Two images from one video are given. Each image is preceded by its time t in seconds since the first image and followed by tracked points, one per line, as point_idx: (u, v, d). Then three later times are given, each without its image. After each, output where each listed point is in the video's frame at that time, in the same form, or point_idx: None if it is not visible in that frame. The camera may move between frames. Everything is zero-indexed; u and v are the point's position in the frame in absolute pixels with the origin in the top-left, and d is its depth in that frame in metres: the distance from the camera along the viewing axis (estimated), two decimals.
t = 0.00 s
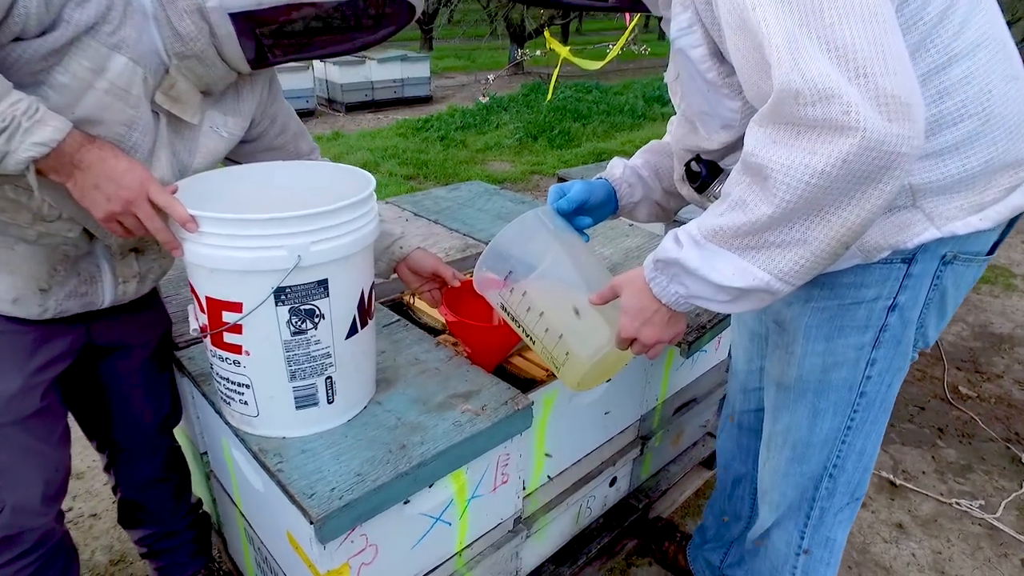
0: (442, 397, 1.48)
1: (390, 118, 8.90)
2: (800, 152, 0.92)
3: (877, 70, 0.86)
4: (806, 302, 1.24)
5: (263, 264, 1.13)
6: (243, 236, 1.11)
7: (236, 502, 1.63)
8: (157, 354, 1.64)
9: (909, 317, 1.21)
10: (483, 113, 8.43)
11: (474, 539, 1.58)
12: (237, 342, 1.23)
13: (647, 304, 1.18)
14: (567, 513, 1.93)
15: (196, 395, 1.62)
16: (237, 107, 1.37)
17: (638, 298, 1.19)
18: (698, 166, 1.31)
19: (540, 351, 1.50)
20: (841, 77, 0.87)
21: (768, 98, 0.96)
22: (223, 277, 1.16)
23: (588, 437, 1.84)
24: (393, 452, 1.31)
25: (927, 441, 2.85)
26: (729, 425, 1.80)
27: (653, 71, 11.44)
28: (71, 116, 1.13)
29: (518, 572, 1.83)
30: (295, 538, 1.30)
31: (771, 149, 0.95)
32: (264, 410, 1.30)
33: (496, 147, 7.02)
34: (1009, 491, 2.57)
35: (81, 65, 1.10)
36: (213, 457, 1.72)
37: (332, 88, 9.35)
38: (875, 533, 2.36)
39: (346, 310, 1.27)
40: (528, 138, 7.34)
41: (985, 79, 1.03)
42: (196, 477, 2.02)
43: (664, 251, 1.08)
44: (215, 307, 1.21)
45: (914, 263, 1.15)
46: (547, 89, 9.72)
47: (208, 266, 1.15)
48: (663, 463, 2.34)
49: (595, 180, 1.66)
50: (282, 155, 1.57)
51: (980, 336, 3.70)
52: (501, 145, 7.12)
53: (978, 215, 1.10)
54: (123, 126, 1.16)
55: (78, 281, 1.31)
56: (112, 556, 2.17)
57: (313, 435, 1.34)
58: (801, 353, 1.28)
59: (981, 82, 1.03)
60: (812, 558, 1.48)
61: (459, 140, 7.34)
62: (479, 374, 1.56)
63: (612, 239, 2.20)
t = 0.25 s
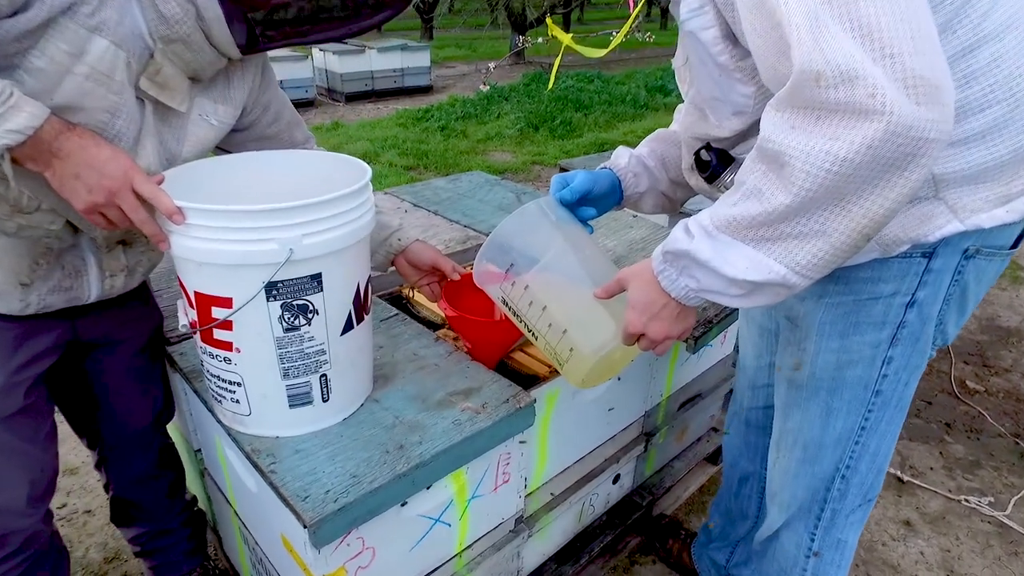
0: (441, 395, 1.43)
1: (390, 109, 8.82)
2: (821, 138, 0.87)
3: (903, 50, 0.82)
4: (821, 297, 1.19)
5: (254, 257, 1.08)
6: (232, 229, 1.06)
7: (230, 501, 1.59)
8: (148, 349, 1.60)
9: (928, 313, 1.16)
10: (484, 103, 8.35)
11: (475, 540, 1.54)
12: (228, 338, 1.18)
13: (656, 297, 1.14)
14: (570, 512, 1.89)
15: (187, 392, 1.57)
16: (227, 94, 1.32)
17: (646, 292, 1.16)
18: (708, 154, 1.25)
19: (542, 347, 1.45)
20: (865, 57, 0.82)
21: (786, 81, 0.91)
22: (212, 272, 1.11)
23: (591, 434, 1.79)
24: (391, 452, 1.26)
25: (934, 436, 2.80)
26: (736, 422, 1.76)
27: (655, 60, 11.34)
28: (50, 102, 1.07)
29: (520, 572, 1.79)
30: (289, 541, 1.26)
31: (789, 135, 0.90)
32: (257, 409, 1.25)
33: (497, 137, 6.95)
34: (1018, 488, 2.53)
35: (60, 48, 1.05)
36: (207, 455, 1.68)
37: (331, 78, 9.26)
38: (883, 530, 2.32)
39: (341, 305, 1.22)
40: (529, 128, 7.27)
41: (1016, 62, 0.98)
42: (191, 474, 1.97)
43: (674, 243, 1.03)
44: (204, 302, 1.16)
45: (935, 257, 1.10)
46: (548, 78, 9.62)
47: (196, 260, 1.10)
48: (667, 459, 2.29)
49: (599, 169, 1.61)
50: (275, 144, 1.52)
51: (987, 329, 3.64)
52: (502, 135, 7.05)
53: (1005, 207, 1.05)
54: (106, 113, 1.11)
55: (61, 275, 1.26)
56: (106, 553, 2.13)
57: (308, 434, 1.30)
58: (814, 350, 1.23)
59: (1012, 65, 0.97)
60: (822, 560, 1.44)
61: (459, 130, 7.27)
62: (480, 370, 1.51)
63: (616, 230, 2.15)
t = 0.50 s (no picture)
0: (442, 393, 1.38)
1: (390, 98, 8.74)
2: (851, 122, 0.82)
3: (940, 29, 0.78)
4: (839, 293, 1.14)
5: (244, 251, 1.03)
6: (221, 221, 1.01)
7: (225, 501, 1.54)
8: (140, 346, 1.55)
9: (954, 310, 1.11)
10: (485, 92, 8.26)
11: (477, 541, 1.49)
12: (219, 336, 1.13)
13: (668, 292, 1.10)
14: (574, 511, 1.84)
15: (179, 389, 1.52)
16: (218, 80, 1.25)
17: (658, 286, 1.11)
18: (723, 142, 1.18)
19: (547, 342, 1.40)
20: (899, 35, 0.78)
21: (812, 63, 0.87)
22: (200, 266, 1.06)
23: (596, 432, 1.74)
24: (390, 453, 1.21)
25: (944, 432, 2.75)
26: (745, 419, 1.73)
27: (658, 49, 11.23)
28: (28, 87, 1.01)
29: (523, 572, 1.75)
30: (285, 546, 1.21)
31: (816, 119, 0.85)
32: (250, 409, 1.20)
33: (498, 127, 6.88)
34: None
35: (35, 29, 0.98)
36: (201, 453, 1.63)
37: (331, 67, 9.17)
38: (892, 528, 2.27)
39: (337, 301, 1.16)
40: (530, 118, 7.19)
41: None
42: (185, 472, 1.93)
43: (689, 234, 0.99)
44: (193, 298, 1.11)
45: (962, 252, 1.05)
46: (549, 67, 9.52)
47: (183, 253, 1.05)
48: (673, 456, 2.25)
49: (606, 158, 1.55)
50: (269, 132, 1.46)
51: (997, 322, 3.59)
52: (503, 125, 6.97)
53: None
54: (86, 99, 1.05)
55: (44, 269, 1.20)
56: (100, 552, 2.09)
57: (304, 434, 1.25)
58: (832, 348, 1.18)
59: None
60: (836, 563, 1.41)
61: (460, 119, 7.19)
62: (482, 367, 1.46)
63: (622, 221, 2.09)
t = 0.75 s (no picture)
0: (444, 391, 1.33)
1: (390, 87, 8.65)
2: (888, 103, 0.79)
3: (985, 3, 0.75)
4: (861, 289, 1.10)
5: (234, 244, 0.97)
6: (209, 212, 0.95)
7: (220, 502, 1.50)
8: (132, 341, 1.50)
9: (984, 307, 1.06)
10: (486, 81, 8.17)
11: (480, 543, 1.45)
12: (209, 333, 1.08)
13: (682, 287, 1.05)
14: (579, 510, 1.80)
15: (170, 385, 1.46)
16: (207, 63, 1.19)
17: (670, 280, 1.05)
18: (740, 130, 1.13)
19: (552, 339, 1.34)
20: (942, 10, 0.76)
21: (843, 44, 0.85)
22: (188, 260, 1.01)
23: (602, 429, 1.69)
24: (389, 456, 1.16)
25: (954, 427, 2.71)
26: (756, 417, 1.70)
27: (660, 37, 11.11)
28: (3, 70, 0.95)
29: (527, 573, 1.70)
30: (280, 551, 1.16)
31: (847, 102, 0.82)
32: (244, 410, 1.15)
33: (500, 116, 6.80)
34: None
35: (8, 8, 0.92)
36: (195, 452, 1.58)
37: (330, 56, 9.07)
38: (902, 526, 2.23)
39: (333, 296, 1.11)
40: (532, 107, 7.11)
41: None
42: (180, 470, 1.88)
43: (705, 225, 0.94)
44: (182, 294, 1.05)
45: (994, 245, 1.01)
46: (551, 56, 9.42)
47: (169, 247, 0.99)
48: (679, 452, 2.20)
49: (613, 145, 1.49)
50: (263, 120, 1.40)
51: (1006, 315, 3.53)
52: (504, 114, 6.89)
53: None
54: (65, 83, 0.99)
55: (25, 264, 1.15)
56: (95, 550, 2.05)
57: (299, 435, 1.20)
58: (852, 346, 1.14)
59: None
60: (851, 568, 1.36)
61: (461, 108, 7.11)
62: (485, 364, 1.41)
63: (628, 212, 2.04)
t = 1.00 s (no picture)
0: (447, 387, 1.28)
1: (391, 76, 8.56)
2: (930, 81, 0.77)
3: None
4: (885, 284, 1.05)
5: (226, 236, 0.92)
6: (197, 203, 0.90)
7: (216, 502, 1.45)
8: (122, 336, 1.45)
9: (1015, 302, 1.03)
10: (487, 70, 8.08)
11: (484, 545, 1.40)
12: (201, 330, 1.02)
13: (699, 279, 0.99)
14: (585, 508, 1.75)
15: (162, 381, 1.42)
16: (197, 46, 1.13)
17: (686, 272, 1.00)
18: (760, 115, 1.07)
19: (560, 334, 1.29)
20: None
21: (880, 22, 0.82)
22: (177, 253, 0.95)
23: (609, 426, 1.64)
24: (390, 457, 1.11)
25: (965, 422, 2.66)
26: (769, 414, 1.66)
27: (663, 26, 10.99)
28: None
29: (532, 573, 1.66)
30: (277, 555, 1.12)
31: (885, 80, 0.79)
32: (238, 409, 1.10)
33: (501, 105, 6.72)
34: None
35: None
36: (190, 450, 1.53)
37: (330, 44, 8.97)
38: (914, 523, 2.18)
39: (331, 291, 1.05)
40: (534, 96, 7.03)
41: None
42: (176, 467, 1.83)
43: (724, 214, 0.90)
44: (172, 288, 1.00)
45: None
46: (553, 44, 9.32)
47: (157, 239, 0.94)
48: (686, 448, 2.15)
49: (624, 133, 1.45)
50: (258, 106, 1.34)
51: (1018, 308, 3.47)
52: (506, 103, 6.81)
53: None
54: (44, 63, 0.94)
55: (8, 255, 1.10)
56: (90, 548, 2.00)
57: (297, 435, 1.15)
58: (876, 344, 1.09)
59: None
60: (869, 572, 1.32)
61: (462, 98, 7.03)
62: (489, 360, 1.35)
63: (635, 202, 1.98)
